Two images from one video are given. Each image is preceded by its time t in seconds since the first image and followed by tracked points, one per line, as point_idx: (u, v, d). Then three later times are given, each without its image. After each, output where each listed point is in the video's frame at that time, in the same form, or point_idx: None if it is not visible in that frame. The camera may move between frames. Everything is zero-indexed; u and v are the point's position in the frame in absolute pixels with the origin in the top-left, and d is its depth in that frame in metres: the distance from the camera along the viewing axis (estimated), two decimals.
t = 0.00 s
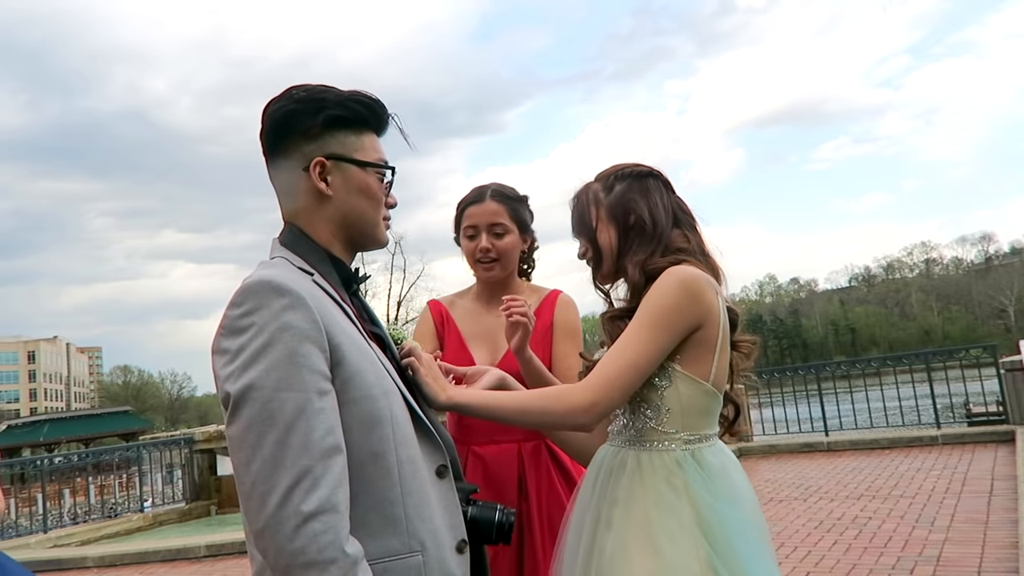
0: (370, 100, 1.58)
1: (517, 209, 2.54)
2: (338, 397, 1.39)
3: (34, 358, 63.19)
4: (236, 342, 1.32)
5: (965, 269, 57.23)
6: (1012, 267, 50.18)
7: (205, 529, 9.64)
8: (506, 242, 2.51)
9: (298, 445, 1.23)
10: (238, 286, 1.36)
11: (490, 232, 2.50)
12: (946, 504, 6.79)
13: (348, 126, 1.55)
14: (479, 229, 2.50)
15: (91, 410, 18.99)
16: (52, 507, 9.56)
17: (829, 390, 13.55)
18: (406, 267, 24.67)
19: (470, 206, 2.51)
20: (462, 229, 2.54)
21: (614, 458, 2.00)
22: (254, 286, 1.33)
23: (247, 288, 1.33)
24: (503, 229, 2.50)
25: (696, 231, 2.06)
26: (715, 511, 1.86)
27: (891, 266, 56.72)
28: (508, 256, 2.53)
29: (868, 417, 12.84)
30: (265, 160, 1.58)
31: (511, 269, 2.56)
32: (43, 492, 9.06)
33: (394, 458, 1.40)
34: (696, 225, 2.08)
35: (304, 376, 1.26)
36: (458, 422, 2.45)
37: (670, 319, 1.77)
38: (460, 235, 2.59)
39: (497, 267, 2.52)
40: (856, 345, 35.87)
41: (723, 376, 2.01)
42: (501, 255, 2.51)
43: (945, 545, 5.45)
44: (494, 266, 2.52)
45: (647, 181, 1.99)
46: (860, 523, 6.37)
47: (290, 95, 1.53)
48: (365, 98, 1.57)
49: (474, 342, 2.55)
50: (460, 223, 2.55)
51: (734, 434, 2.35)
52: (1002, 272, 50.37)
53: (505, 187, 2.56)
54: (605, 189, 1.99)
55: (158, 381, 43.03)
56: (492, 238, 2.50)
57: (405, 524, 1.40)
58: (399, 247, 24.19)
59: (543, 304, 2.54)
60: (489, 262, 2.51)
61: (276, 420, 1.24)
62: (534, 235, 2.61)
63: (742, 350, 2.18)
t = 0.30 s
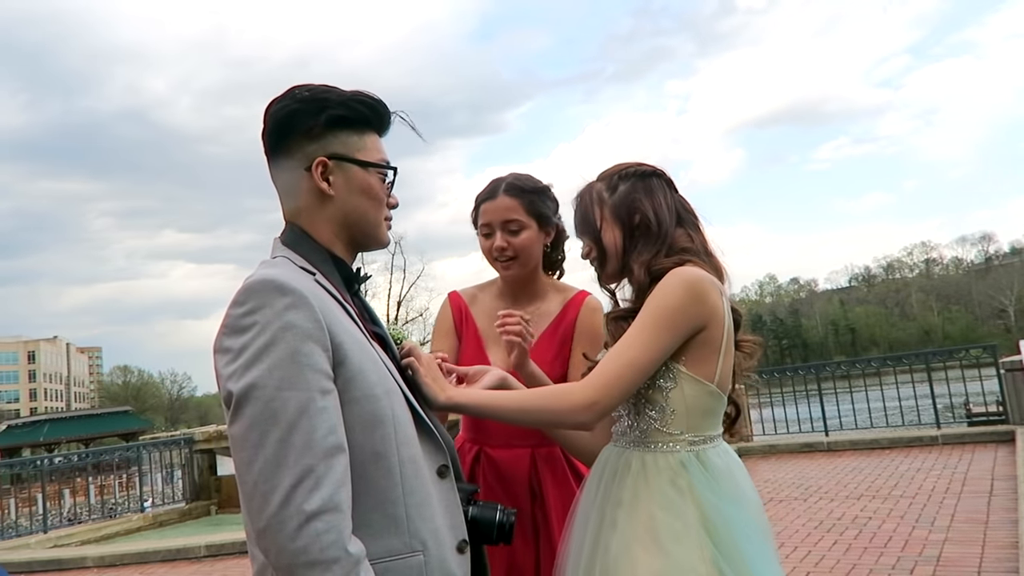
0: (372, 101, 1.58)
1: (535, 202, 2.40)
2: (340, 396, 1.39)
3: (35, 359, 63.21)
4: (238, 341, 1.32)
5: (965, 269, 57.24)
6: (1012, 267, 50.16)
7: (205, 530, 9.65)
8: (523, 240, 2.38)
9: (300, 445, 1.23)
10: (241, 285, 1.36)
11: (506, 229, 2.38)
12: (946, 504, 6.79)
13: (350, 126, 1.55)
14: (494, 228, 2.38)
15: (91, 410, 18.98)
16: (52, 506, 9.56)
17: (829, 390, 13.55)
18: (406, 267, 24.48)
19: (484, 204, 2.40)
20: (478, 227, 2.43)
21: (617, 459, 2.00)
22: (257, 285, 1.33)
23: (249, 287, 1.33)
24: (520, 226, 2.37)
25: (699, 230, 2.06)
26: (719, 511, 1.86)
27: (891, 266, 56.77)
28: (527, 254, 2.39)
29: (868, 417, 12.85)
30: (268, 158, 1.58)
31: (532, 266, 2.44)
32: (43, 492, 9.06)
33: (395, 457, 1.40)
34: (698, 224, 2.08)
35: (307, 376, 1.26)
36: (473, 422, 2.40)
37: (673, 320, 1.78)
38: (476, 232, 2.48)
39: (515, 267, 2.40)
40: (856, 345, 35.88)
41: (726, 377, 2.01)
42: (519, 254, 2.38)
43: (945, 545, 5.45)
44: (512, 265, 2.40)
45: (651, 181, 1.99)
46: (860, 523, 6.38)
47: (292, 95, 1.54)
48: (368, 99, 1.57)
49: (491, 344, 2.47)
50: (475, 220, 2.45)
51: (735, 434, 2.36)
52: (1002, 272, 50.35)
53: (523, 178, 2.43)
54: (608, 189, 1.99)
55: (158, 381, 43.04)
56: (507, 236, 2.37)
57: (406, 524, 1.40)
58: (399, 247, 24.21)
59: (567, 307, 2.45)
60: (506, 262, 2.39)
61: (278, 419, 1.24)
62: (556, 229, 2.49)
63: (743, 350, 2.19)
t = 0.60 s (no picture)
0: (373, 101, 1.58)
1: (539, 214, 2.34)
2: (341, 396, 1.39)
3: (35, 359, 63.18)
4: (240, 340, 1.32)
5: (965, 269, 57.23)
6: (1012, 267, 50.15)
7: (205, 530, 9.65)
8: (528, 255, 2.34)
9: (302, 444, 1.23)
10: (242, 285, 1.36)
11: (509, 246, 2.34)
12: (945, 504, 6.79)
13: (351, 126, 1.55)
14: (496, 245, 2.35)
15: (91, 410, 18.97)
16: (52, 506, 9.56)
17: (829, 390, 13.55)
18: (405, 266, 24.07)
19: (485, 218, 2.35)
20: (481, 241, 2.40)
21: (618, 459, 2.00)
22: (259, 285, 1.33)
23: (251, 286, 1.34)
24: (523, 242, 2.33)
25: (698, 229, 2.06)
26: (720, 512, 1.87)
27: (891, 266, 56.77)
28: (533, 267, 2.36)
29: (868, 417, 12.85)
30: (269, 158, 1.58)
31: (539, 279, 2.40)
32: (43, 492, 9.06)
33: (397, 457, 1.41)
34: (698, 223, 2.08)
35: (308, 375, 1.26)
36: (475, 423, 2.41)
37: (673, 320, 1.78)
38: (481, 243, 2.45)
39: (521, 281, 2.38)
40: (856, 345, 35.86)
41: (728, 377, 2.01)
42: (524, 270, 2.36)
43: (945, 544, 5.45)
44: (518, 280, 2.38)
45: (650, 180, 1.99)
46: (860, 523, 6.38)
47: (293, 95, 1.54)
48: (369, 99, 1.58)
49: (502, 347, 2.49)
50: (479, 232, 2.41)
51: (736, 433, 2.36)
52: (1002, 272, 50.30)
53: (526, 187, 2.36)
54: (607, 189, 1.99)
55: (158, 381, 43.03)
56: (511, 253, 2.34)
57: (407, 523, 1.40)
58: (398, 247, 24.18)
59: (579, 314, 2.43)
60: (512, 278, 2.37)
61: (280, 419, 1.24)
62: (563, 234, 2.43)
63: (745, 349, 2.19)
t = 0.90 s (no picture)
0: (373, 101, 1.58)
1: (541, 232, 2.30)
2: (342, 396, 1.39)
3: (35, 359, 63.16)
4: (241, 340, 1.32)
5: (965, 269, 57.19)
6: (1012, 267, 50.11)
7: (205, 530, 9.65)
8: (530, 274, 2.33)
9: (303, 444, 1.23)
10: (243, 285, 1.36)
11: (511, 266, 2.33)
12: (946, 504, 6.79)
13: (351, 126, 1.55)
14: (498, 265, 2.33)
15: (91, 410, 18.98)
16: (52, 506, 9.55)
17: (829, 390, 13.54)
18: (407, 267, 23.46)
19: (485, 238, 2.32)
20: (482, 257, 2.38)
21: (619, 460, 2.00)
22: (259, 285, 1.33)
23: (251, 286, 1.34)
24: (525, 262, 2.31)
25: (697, 229, 2.06)
26: (720, 513, 1.87)
27: (891, 266, 56.75)
28: (536, 284, 2.35)
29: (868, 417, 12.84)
30: (269, 158, 1.58)
31: (542, 293, 2.40)
32: (43, 491, 9.07)
33: (397, 457, 1.41)
34: (697, 223, 2.08)
35: (309, 375, 1.26)
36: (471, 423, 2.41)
37: (674, 321, 1.78)
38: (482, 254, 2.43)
39: (524, 296, 2.39)
40: (856, 345, 35.83)
41: (728, 379, 2.01)
42: (526, 287, 2.35)
43: (945, 544, 5.45)
44: (521, 296, 2.38)
45: (649, 181, 2.00)
46: (860, 523, 6.38)
47: (293, 95, 1.54)
48: (368, 99, 1.58)
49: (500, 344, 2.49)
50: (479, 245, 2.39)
51: (736, 433, 2.35)
52: (1002, 272, 50.26)
53: (525, 203, 2.31)
54: (606, 190, 1.99)
55: (157, 381, 43.02)
56: (513, 274, 2.33)
57: (408, 524, 1.40)
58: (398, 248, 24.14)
59: (578, 317, 2.41)
60: (515, 295, 2.37)
61: (281, 419, 1.24)
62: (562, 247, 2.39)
63: (746, 348, 2.20)
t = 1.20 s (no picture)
0: (374, 101, 1.59)
1: (525, 236, 2.29)
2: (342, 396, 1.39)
3: (35, 359, 63.15)
4: (241, 340, 1.32)
5: (965, 269, 57.21)
6: (1013, 267, 50.12)
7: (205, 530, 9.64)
8: (514, 278, 2.33)
9: (304, 444, 1.23)
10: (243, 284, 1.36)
11: (496, 270, 2.32)
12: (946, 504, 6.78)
13: (352, 126, 1.55)
14: (482, 270, 2.33)
15: (91, 409, 18.95)
16: (52, 507, 9.55)
17: (829, 390, 13.55)
18: (407, 267, 25.08)
19: (467, 244, 2.31)
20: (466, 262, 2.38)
21: (620, 460, 2.00)
22: (260, 285, 1.33)
23: (252, 285, 1.34)
24: (508, 266, 2.31)
25: (699, 229, 2.06)
26: (721, 512, 1.87)
27: (891, 266, 56.81)
28: (522, 287, 2.36)
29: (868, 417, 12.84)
30: (270, 158, 1.58)
31: (527, 294, 2.40)
32: (43, 492, 9.06)
33: (397, 457, 1.41)
34: (699, 223, 2.08)
35: (309, 376, 1.26)
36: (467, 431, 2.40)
37: (677, 321, 1.78)
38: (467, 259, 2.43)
39: (509, 300, 2.39)
40: (856, 344, 35.84)
41: (730, 379, 2.01)
42: (510, 290, 2.35)
43: (945, 545, 5.45)
44: (506, 299, 2.38)
45: (652, 182, 2.00)
46: (860, 523, 6.38)
47: (294, 94, 1.53)
48: (369, 99, 1.58)
49: (483, 348, 2.47)
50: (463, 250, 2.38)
51: (738, 434, 2.35)
52: (1002, 272, 50.27)
53: (509, 207, 2.30)
54: (609, 192, 1.98)
55: (158, 381, 43.01)
56: (498, 278, 2.33)
57: (408, 524, 1.40)
58: (398, 247, 24.15)
59: (562, 316, 2.39)
60: (500, 298, 2.37)
61: (281, 419, 1.24)
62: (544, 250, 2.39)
63: (748, 349, 2.20)
